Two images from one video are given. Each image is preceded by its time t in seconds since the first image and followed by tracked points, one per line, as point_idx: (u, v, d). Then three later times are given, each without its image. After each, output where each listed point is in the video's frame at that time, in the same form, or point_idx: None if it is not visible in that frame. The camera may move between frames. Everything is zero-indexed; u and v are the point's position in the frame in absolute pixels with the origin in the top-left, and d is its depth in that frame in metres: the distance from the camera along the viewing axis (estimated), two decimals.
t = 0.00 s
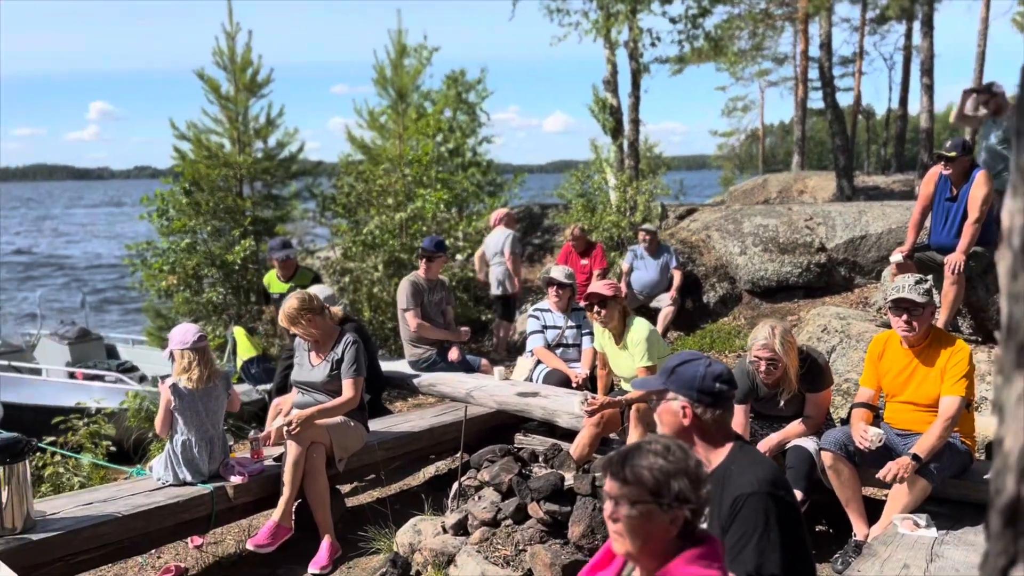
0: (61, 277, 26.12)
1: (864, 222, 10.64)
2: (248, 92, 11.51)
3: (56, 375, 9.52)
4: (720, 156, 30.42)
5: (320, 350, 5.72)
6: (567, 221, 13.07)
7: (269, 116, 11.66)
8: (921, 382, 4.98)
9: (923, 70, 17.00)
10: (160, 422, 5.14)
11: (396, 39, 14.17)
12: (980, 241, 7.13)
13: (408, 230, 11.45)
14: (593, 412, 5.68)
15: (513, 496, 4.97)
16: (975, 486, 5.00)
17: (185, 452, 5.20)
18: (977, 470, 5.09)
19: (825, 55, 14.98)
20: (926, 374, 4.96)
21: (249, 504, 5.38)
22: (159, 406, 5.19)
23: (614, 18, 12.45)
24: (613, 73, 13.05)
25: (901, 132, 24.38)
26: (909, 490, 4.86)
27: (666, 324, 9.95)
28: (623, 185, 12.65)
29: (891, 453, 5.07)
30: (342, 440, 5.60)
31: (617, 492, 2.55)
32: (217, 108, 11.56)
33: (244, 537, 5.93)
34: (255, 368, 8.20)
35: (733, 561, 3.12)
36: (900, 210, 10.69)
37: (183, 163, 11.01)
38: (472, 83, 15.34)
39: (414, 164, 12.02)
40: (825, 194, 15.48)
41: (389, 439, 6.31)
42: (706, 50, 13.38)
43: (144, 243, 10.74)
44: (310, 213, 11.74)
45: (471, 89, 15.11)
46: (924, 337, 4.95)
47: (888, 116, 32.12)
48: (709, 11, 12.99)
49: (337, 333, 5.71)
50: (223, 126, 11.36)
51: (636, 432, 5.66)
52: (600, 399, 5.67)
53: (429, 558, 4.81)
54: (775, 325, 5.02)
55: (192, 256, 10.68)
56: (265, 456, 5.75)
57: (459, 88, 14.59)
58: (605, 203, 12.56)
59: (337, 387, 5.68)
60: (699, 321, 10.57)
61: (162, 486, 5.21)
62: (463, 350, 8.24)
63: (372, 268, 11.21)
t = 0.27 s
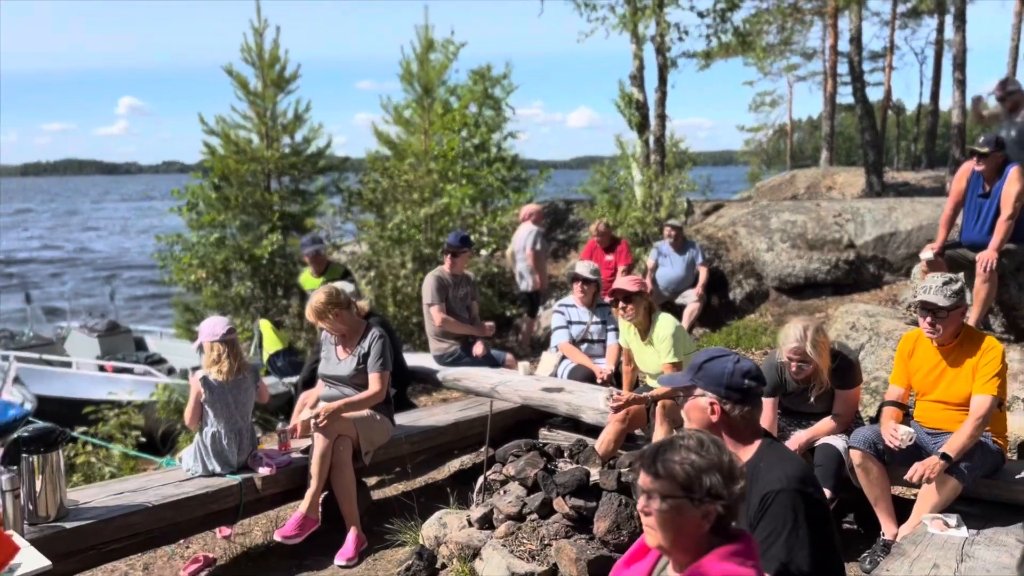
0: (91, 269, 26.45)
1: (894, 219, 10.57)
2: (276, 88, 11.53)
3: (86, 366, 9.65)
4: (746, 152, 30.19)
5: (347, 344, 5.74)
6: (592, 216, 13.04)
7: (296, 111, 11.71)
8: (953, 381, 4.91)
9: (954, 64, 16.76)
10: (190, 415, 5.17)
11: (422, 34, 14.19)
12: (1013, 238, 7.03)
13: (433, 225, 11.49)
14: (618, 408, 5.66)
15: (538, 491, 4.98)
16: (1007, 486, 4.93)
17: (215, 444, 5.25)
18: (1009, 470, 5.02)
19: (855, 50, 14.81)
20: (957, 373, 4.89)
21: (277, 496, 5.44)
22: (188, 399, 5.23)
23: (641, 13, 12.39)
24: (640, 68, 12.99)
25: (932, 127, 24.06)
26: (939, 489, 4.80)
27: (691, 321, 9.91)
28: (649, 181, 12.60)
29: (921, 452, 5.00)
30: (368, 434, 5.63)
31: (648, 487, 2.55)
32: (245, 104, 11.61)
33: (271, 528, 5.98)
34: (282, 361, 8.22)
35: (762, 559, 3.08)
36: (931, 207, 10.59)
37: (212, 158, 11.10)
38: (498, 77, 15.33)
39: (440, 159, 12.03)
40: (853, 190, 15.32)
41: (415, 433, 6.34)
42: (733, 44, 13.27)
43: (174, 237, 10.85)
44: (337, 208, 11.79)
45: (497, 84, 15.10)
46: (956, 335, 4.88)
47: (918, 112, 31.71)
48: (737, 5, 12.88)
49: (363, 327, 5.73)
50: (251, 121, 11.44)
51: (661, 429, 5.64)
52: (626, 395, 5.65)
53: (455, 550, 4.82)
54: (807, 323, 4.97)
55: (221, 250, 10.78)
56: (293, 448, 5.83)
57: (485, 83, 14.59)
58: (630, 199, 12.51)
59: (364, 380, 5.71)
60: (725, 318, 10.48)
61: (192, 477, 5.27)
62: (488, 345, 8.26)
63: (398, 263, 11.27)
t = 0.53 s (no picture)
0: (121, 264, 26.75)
1: (926, 217, 10.48)
2: (305, 85, 11.60)
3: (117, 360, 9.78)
4: (774, 148, 29.95)
5: (375, 340, 5.79)
6: (618, 213, 13.00)
7: (325, 108, 11.76)
8: (986, 381, 4.85)
9: (988, 60, 16.51)
10: (220, 408, 5.20)
11: (450, 30, 14.21)
12: None
13: (460, 222, 11.51)
14: (646, 406, 5.63)
15: (566, 488, 4.97)
16: None
17: (245, 437, 5.31)
18: None
19: (886, 45, 14.64)
20: (991, 373, 4.83)
21: (306, 489, 5.48)
22: (221, 392, 5.28)
23: (669, 8, 12.32)
24: (668, 64, 12.92)
25: (964, 124, 23.73)
26: (972, 491, 4.73)
27: (719, 318, 9.86)
28: (676, 177, 12.54)
29: (954, 452, 4.94)
30: (396, 428, 5.65)
31: (668, 485, 2.56)
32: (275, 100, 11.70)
33: (300, 521, 6.03)
34: (309, 357, 8.24)
35: (793, 559, 3.06)
36: (964, 206, 10.53)
37: (241, 154, 11.18)
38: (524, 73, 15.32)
39: (466, 155, 12.04)
40: (884, 187, 15.16)
41: (443, 428, 6.37)
42: (762, 40, 13.17)
43: (204, 232, 10.95)
44: (364, 204, 11.84)
45: (523, 80, 15.09)
46: (991, 335, 4.81)
47: (950, 108, 31.27)
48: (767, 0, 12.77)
49: (391, 322, 5.76)
50: (281, 118, 11.52)
51: (689, 427, 5.62)
52: (653, 392, 5.63)
53: (484, 545, 4.83)
54: (844, 324, 4.93)
55: (250, 246, 10.85)
56: (322, 441, 5.90)
57: (511, 79, 14.58)
58: (657, 195, 12.47)
59: (392, 375, 5.75)
60: (753, 316, 10.42)
61: (224, 469, 5.34)
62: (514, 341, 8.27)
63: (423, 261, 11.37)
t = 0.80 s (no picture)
0: (150, 258, 27.11)
1: (958, 214, 10.37)
2: (333, 82, 11.71)
3: (149, 353, 9.91)
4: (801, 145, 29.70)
5: (403, 335, 5.82)
6: (644, 209, 12.95)
7: (353, 105, 11.82)
8: (1022, 381, 4.81)
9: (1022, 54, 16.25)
10: (253, 400, 5.27)
11: (477, 26, 14.22)
12: None
13: (486, 218, 11.51)
14: (675, 403, 5.61)
15: (595, 484, 4.97)
16: None
17: (276, 430, 5.36)
18: None
19: (917, 40, 14.46)
20: None
21: (336, 482, 5.52)
22: (253, 384, 5.34)
23: (697, 4, 12.24)
24: (695, 60, 12.85)
25: (996, 120, 23.38)
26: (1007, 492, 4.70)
27: (746, 316, 9.80)
28: (703, 174, 12.48)
29: (988, 452, 4.89)
30: (424, 423, 5.68)
31: (688, 481, 2.57)
32: (303, 96, 11.81)
33: (329, 514, 6.08)
34: (337, 351, 8.35)
35: (827, 558, 3.05)
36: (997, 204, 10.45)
37: (270, 151, 11.28)
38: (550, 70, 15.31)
39: (493, 152, 12.05)
40: (914, 184, 14.98)
41: (470, 423, 6.39)
42: (791, 35, 13.06)
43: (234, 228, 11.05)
44: (390, 201, 11.88)
45: (550, 76, 15.07)
46: None
47: (982, 104, 30.82)
48: None
49: (420, 318, 5.79)
50: (309, 114, 11.59)
51: (718, 425, 5.60)
52: (682, 390, 5.61)
53: (512, 540, 4.86)
54: (880, 322, 4.87)
55: (278, 241, 10.88)
56: (351, 435, 5.95)
57: (537, 75, 14.58)
58: (683, 192, 12.41)
59: (420, 371, 5.79)
60: (781, 314, 10.35)
61: (255, 462, 5.38)
62: (540, 338, 8.28)
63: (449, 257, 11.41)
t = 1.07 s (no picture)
0: (176, 254, 27.41)
1: (988, 213, 10.29)
2: (361, 79, 11.72)
3: (178, 348, 10.02)
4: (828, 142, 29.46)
5: (431, 331, 5.86)
6: (670, 207, 12.92)
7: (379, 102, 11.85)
8: None
9: None
10: (285, 395, 5.37)
11: (503, 24, 14.23)
12: None
13: (511, 216, 11.70)
14: (701, 401, 5.61)
15: (621, 481, 4.97)
16: None
17: (306, 424, 5.43)
18: None
19: (947, 36, 14.30)
20: None
21: (364, 476, 5.58)
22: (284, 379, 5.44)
23: None
24: (722, 56, 12.80)
25: None
26: None
27: (773, 314, 9.76)
28: (729, 171, 12.43)
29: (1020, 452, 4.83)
30: (450, 418, 5.72)
31: (712, 478, 2.59)
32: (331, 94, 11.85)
33: (357, 507, 6.14)
34: (363, 348, 8.44)
35: (857, 556, 3.05)
36: None
37: (298, 147, 11.35)
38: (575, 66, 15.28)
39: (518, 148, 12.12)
40: (944, 182, 14.83)
41: (497, 419, 6.42)
42: (819, 31, 12.97)
43: (262, 225, 11.15)
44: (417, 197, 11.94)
45: (575, 74, 15.06)
46: None
47: (1013, 101, 30.40)
48: None
49: (446, 314, 5.81)
50: (336, 112, 11.67)
51: (745, 423, 5.60)
52: (709, 388, 5.60)
53: (539, 535, 4.88)
54: (909, 322, 4.82)
55: (306, 238, 11.02)
56: (380, 429, 6.00)
57: (562, 72, 14.57)
58: (709, 189, 12.37)
59: (447, 366, 5.81)
60: (808, 312, 10.30)
61: (285, 455, 5.45)
62: (565, 334, 8.29)
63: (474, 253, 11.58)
